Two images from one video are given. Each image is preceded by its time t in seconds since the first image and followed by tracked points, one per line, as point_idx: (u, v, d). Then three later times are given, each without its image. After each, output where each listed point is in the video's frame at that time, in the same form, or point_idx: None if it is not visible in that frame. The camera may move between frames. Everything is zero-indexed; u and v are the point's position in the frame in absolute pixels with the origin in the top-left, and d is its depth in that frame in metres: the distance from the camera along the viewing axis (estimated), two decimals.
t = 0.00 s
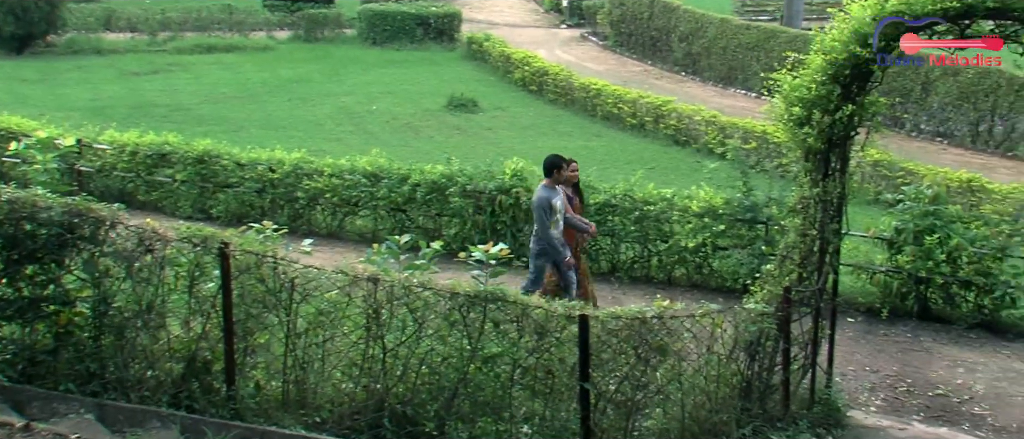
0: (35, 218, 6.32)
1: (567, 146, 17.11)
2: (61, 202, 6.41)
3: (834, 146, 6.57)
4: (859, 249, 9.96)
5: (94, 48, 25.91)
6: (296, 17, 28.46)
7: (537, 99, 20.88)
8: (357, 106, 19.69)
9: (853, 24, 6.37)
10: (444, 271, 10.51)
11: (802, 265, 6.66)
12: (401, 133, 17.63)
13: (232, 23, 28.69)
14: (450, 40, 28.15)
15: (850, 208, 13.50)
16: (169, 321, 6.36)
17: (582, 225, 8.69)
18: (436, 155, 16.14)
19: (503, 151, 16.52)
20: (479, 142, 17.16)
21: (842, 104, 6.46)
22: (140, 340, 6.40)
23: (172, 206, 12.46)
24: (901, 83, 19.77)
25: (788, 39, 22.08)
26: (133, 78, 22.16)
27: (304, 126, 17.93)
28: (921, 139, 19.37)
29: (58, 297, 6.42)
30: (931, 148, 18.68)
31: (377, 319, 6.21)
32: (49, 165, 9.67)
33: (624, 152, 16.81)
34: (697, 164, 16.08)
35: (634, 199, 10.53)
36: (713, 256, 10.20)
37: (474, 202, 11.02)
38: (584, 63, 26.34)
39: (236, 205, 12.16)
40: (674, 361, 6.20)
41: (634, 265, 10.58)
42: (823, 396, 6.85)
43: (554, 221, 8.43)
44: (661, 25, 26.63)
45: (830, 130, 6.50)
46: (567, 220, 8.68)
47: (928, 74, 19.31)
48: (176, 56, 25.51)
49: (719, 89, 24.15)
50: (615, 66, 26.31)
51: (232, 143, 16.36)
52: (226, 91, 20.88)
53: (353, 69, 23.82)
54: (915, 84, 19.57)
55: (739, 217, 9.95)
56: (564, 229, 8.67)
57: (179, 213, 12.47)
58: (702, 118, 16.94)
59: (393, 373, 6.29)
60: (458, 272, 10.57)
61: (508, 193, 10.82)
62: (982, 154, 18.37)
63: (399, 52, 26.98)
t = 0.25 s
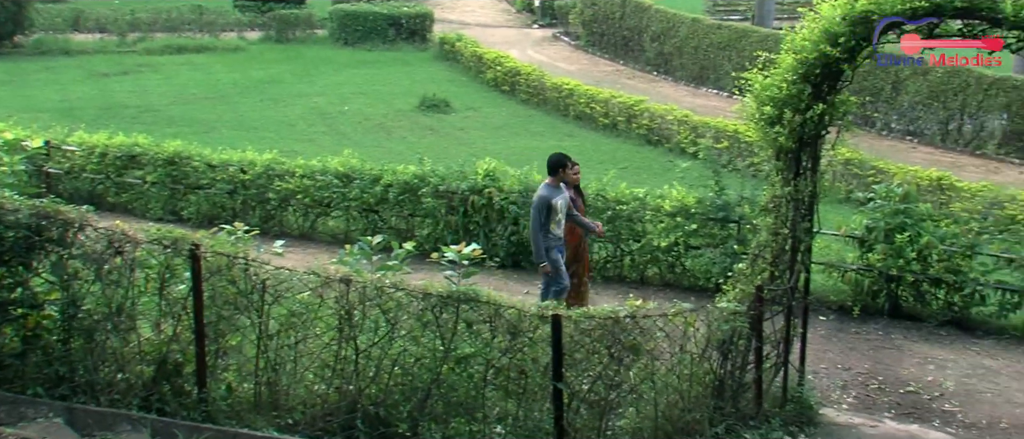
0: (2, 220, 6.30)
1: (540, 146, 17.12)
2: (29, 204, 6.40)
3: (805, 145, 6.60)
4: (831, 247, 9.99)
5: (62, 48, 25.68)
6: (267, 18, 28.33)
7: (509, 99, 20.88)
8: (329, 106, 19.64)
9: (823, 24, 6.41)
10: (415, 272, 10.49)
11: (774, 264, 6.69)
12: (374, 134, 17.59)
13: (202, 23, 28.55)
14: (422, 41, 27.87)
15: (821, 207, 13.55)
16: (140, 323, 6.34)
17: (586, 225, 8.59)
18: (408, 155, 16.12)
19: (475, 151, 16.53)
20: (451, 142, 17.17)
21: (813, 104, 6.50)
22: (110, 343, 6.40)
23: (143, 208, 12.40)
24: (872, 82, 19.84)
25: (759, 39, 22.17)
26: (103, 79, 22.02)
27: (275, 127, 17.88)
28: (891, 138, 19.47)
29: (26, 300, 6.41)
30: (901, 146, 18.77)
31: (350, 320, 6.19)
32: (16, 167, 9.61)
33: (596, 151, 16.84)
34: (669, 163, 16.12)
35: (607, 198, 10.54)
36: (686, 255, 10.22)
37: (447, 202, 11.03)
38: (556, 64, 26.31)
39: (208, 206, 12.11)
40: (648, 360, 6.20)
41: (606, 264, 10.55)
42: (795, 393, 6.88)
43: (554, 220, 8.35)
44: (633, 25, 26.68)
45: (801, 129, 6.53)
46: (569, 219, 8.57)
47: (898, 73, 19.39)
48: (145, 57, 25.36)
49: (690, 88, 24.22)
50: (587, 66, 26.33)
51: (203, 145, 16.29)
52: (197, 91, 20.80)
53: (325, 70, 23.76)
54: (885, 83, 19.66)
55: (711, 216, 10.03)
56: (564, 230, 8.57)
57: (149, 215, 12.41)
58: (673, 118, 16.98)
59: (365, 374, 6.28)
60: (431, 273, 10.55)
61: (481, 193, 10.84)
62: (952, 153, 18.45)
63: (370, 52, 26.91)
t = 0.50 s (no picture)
0: None
1: (510, 145, 17.14)
2: None
3: (774, 144, 6.63)
4: (801, 245, 10.03)
5: (26, 49, 25.43)
6: (235, 18, 28.20)
7: (479, 100, 20.88)
8: (298, 107, 19.59)
9: (791, 23, 6.43)
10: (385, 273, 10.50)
11: (744, 262, 6.71)
12: (343, 134, 17.56)
13: (170, 24, 28.41)
14: (392, 41, 27.83)
15: (790, 206, 13.61)
16: (108, 326, 6.34)
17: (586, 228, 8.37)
18: (378, 156, 16.10)
19: (446, 151, 16.54)
20: (421, 143, 17.16)
21: (781, 103, 6.53)
22: (77, 346, 6.39)
23: (111, 210, 12.33)
24: (840, 81, 19.95)
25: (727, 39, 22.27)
26: (69, 80, 21.86)
27: (244, 127, 17.80)
28: (860, 137, 19.58)
29: None
30: (870, 145, 18.88)
31: (320, 321, 6.17)
32: None
33: (566, 151, 16.87)
34: (640, 162, 16.17)
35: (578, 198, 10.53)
36: (656, 254, 10.25)
37: (418, 203, 11.00)
38: (526, 64, 26.27)
39: (176, 208, 12.03)
40: (618, 360, 6.21)
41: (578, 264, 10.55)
42: (766, 391, 6.89)
43: (555, 230, 8.31)
44: (602, 25, 26.73)
45: (770, 128, 6.56)
46: (571, 226, 8.49)
47: (866, 72, 19.50)
48: (111, 58, 25.20)
49: (660, 88, 24.30)
50: (557, 66, 26.36)
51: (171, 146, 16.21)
52: (165, 92, 20.71)
53: (295, 70, 23.69)
54: (853, 82, 19.78)
55: (681, 216, 10.03)
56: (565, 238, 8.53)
57: (117, 217, 12.32)
58: (644, 118, 17.03)
59: (336, 375, 6.26)
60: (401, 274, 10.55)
61: (451, 194, 10.84)
62: (920, 151, 18.57)
63: (340, 53, 26.83)
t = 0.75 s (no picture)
0: None
1: (482, 146, 17.13)
2: None
3: (745, 143, 6.65)
4: (772, 244, 10.06)
5: None
6: (205, 19, 28.08)
7: (450, 100, 20.86)
8: (269, 108, 19.54)
9: (761, 22, 6.45)
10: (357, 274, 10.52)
11: (715, 261, 6.72)
12: (313, 135, 17.51)
13: (139, 25, 28.29)
14: (363, 41, 27.82)
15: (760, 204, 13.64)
16: (76, 329, 6.30)
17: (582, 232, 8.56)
18: (350, 156, 16.06)
19: (417, 152, 16.54)
20: (392, 143, 17.14)
21: (752, 102, 6.55)
22: (44, 349, 6.35)
23: (80, 212, 12.25)
24: (810, 80, 20.04)
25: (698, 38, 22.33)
26: (37, 81, 21.69)
27: (214, 128, 17.72)
28: (831, 136, 19.67)
29: None
30: (840, 144, 18.97)
31: (291, 322, 6.14)
32: None
33: (538, 151, 16.88)
34: (612, 162, 16.20)
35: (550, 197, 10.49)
36: (628, 253, 10.27)
37: (389, 203, 10.98)
38: (498, 64, 26.22)
39: (146, 209, 12.01)
40: (591, 359, 6.21)
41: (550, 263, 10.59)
42: (738, 390, 6.90)
43: (562, 229, 8.28)
44: (574, 24, 26.73)
45: (741, 127, 6.57)
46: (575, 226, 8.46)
47: (836, 71, 19.59)
48: (79, 59, 25.03)
49: (631, 87, 24.35)
50: (529, 66, 26.34)
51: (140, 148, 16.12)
52: (134, 93, 20.61)
53: (265, 71, 23.62)
54: (824, 81, 19.87)
55: (652, 215, 10.05)
56: (570, 237, 8.52)
57: (85, 219, 12.26)
58: (615, 117, 17.06)
59: (307, 376, 6.24)
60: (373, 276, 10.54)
61: (422, 194, 10.82)
62: (890, 149, 18.66)
63: (311, 53, 26.75)
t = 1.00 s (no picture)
0: None
1: (460, 146, 17.12)
2: None
3: (722, 142, 6.66)
4: (750, 243, 10.09)
5: None
6: (181, 19, 27.99)
7: (428, 100, 20.85)
8: (246, 108, 19.48)
9: (738, 22, 6.46)
10: (335, 275, 10.51)
11: (693, 261, 6.74)
12: (290, 136, 17.47)
13: (114, 25, 28.24)
14: (341, 41, 27.72)
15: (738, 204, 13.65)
16: (51, 332, 6.28)
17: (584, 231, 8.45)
18: (327, 157, 16.02)
19: (395, 152, 16.51)
20: (369, 143, 17.12)
21: (729, 102, 6.57)
22: (19, 352, 6.30)
23: (54, 213, 12.17)
24: (787, 79, 20.10)
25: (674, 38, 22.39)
26: (11, 82, 21.55)
27: (190, 129, 17.66)
28: (808, 134, 19.74)
29: None
30: (818, 142, 19.03)
31: (269, 324, 6.12)
32: None
33: (515, 151, 16.89)
34: (590, 161, 16.23)
35: (528, 197, 10.50)
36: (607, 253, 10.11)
37: (367, 203, 10.96)
38: (476, 64, 26.21)
39: (122, 211, 11.96)
40: (570, 359, 6.21)
41: (528, 263, 10.60)
42: (717, 388, 6.91)
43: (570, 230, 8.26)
44: (552, 24, 26.75)
45: (718, 126, 6.58)
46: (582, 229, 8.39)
47: (813, 71, 19.66)
48: (54, 59, 24.88)
49: (609, 86, 24.39)
50: (506, 65, 26.33)
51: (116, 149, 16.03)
52: (110, 94, 20.53)
53: (242, 71, 23.56)
54: (800, 81, 19.94)
55: (631, 214, 10.08)
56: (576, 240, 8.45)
57: (60, 221, 12.19)
58: (593, 117, 17.08)
59: (285, 377, 6.22)
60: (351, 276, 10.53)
61: (400, 194, 10.79)
62: (867, 148, 18.74)
63: (288, 53, 26.67)
